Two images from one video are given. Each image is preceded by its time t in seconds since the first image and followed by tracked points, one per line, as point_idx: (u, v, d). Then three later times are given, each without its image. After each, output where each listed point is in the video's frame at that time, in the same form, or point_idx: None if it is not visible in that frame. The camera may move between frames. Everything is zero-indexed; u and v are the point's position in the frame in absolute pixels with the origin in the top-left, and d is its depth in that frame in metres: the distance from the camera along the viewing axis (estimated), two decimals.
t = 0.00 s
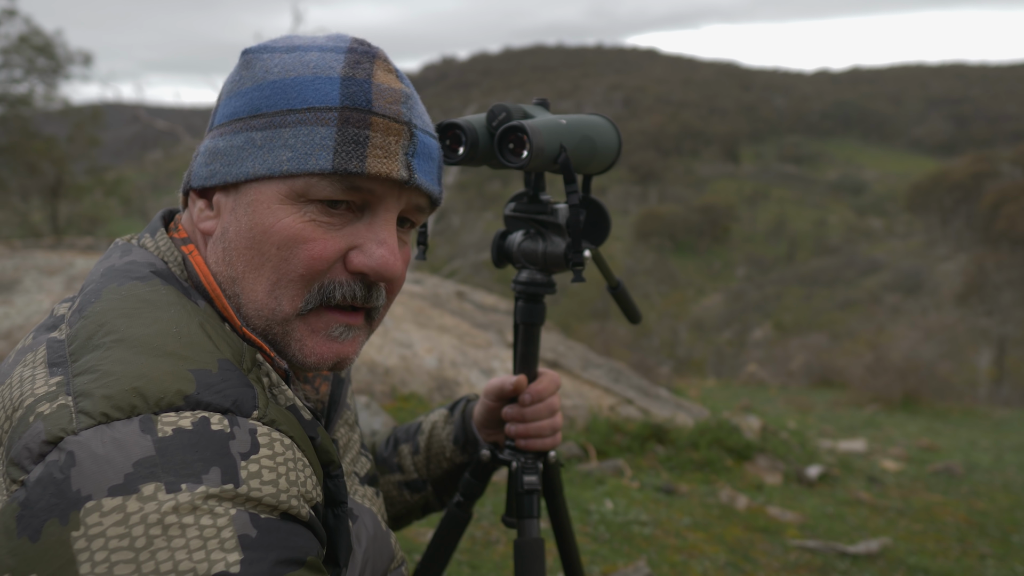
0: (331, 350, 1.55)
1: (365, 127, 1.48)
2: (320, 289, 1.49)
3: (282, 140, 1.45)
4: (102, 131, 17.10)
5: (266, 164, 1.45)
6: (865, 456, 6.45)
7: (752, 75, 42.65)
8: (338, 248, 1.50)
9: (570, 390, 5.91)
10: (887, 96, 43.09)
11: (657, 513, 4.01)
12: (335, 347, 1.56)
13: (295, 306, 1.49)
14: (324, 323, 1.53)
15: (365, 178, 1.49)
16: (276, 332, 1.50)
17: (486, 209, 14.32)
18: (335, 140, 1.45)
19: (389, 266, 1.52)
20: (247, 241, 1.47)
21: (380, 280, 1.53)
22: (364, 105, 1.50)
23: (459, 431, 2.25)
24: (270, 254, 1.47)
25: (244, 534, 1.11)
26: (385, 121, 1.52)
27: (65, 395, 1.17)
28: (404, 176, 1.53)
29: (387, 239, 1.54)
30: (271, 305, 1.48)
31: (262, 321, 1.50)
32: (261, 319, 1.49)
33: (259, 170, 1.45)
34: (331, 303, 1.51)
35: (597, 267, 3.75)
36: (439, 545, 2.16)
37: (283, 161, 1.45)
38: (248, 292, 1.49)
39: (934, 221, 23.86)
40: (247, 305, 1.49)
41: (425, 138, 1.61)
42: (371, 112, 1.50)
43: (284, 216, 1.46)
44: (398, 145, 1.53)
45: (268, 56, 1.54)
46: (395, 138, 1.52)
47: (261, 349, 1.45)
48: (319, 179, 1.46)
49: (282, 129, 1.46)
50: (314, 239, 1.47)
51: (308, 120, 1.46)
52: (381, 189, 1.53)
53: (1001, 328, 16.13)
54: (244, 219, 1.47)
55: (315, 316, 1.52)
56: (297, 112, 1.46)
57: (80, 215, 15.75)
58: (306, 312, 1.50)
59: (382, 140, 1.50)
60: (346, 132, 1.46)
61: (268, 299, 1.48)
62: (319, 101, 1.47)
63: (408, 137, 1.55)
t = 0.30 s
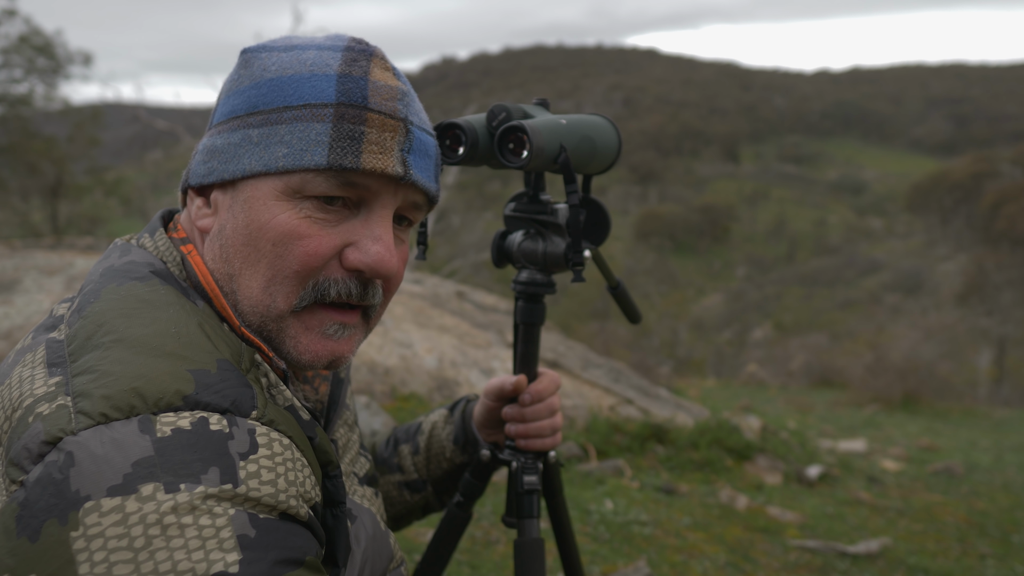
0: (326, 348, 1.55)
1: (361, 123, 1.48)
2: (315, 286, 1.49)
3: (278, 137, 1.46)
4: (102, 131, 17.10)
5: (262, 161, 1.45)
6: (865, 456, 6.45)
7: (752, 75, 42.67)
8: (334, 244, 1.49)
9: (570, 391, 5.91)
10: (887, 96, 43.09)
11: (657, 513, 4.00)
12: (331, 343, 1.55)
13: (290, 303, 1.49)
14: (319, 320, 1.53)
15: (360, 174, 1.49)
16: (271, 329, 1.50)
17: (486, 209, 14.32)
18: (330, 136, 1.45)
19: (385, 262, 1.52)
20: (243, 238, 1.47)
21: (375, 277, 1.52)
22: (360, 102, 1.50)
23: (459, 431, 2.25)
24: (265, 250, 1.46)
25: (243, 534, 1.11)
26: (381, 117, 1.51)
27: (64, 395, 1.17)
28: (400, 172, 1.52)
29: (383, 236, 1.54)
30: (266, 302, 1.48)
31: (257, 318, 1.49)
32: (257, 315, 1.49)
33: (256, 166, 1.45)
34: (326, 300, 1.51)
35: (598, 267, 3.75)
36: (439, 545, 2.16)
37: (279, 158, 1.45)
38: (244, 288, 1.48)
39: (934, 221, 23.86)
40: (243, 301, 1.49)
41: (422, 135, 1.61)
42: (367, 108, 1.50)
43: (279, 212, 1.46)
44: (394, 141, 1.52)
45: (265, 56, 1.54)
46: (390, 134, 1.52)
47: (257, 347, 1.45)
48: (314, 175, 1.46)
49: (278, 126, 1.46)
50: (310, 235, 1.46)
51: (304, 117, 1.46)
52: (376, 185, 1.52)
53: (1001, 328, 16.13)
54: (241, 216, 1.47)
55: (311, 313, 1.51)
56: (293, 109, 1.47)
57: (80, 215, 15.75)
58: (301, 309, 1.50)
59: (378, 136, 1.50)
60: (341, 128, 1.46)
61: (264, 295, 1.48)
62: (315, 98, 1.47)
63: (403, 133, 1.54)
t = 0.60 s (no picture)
0: (326, 346, 1.54)
1: (358, 120, 1.48)
2: (314, 283, 1.48)
3: (276, 135, 1.46)
4: (102, 131, 17.10)
5: (261, 158, 1.46)
6: (865, 456, 6.45)
7: (752, 75, 42.70)
8: (333, 241, 1.49)
9: (570, 390, 5.91)
10: (887, 96, 43.13)
11: (657, 513, 4.00)
12: (330, 342, 1.55)
13: (289, 300, 1.48)
14: (319, 318, 1.53)
15: (358, 171, 1.49)
16: (270, 327, 1.50)
17: (486, 209, 14.32)
18: (328, 132, 1.46)
19: (383, 259, 1.51)
20: (242, 235, 1.47)
21: (374, 273, 1.52)
22: (357, 99, 1.50)
23: (459, 432, 2.25)
24: (263, 248, 1.46)
25: (243, 533, 1.11)
26: (378, 114, 1.52)
27: (65, 395, 1.17)
28: (397, 169, 1.52)
29: (382, 233, 1.53)
30: (265, 299, 1.47)
31: (256, 315, 1.49)
32: (256, 313, 1.48)
33: (255, 164, 1.46)
34: (325, 298, 1.50)
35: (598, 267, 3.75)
36: (438, 546, 2.16)
37: (277, 155, 1.45)
38: (243, 286, 1.48)
39: (934, 221, 23.87)
40: (243, 299, 1.49)
41: (419, 132, 1.61)
42: (365, 105, 1.51)
43: (277, 208, 1.46)
44: (392, 138, 1.52)
45: (264, 55, 1.55)
46: (388, 130, 1.52)
47: (255, 345, 1.44)
48: (312, 172, 1.46)
49: (276, 123, 1.46)
50: (308, 232, 1.46)
51: (301, 114, 1.47)
52: (374, 181, 1.52)
53: (1001, 328, 16.14)
54: (239, 214, 1.48)
55: (310, 311, 1.51)
56: (291, 106, 1.47)
57: (80, 215, 15.75)
58: (301, 307, 1.49)
59: (375, 133, 1.50)
60: (339, 125, 1.46)
61: (263, 293, 1.47)
62: (313, 96, 1.48)
63: (401, 130, 1.54)
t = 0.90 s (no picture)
0: (321, 345, 1.53)
1: (350, 114, 1.48)
2: (308, 280, 1.48)
3: (270, 131, 1.46)
4: (102, 131, 17.11)
5: (254, 155, 1.46)
6: (865, 456, 6.45)
7: (752, 75, 42.70)
8: (327, 237, 1.48)
9: (570, 390, 5.91)
10: (887, 95, 43.12)
11: (657, 513, 4.00)
12: (326, 340, 1.53)
13: (284, 297, 1.48)
14: (314, 316, 1.52)
15: (350, 164, 1.48)
16: (265, 324, 1.49)
17: (486, 209, 14.33)
18: (320, 127, 1.46)
19: (377, 253, 1.50)
20: (237, 232, 1.47)
21: (369, 269, 1.51)
22: (350, 93, 1.50)
23: (459, 432, 2.25)
24: (258, 244, 1.46)
25: (243, 534, 1.11)
26: (370, 109, 1.51)
27: (65, 395, 1.17)
28: (390, 162, 1.51)
29: (376, 228, 1.52)
30: (261, 296, 1.47)
31: (252, 313, 1.49)
32: (251, 311, 1.48)
33: (248, 161, 1.46)
34: (320, 294, 1.50)
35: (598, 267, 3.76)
36: (439, 546, 2.16)
37: (270, 150, 1.45)
38: (239, 284, 1.48)
39: (934, 221, 23.86)
40: (238, 297, 1.48)
41: (413, 126, 1.60)
42: (357, 99, 1.50)
43: (272, 205, 1.46)
44: (384, 132, 1.52)
45: (259, 54, 1.56)
46: (380, 124, 1.51)
47: (253, 342, 1.43)
48: (306, 166, 1.46)
49: (270, 120, 1.47)
50: (302, 228, 1.46)
51: (294, 110, 1.47)
52: (367, 175, 1.51)
53: (1001, 328, 16.14)
54: (234, 211, 1.48)
55: (305, 308, 1.50)
56: (284, 103, 1.48)
57: (80, 215, 15.72)
58: (296, 304, 1.49)
59: (368, 126, 1.49)
60: (330, 119, 1.46)
61: (259, 291, 1.47)
62: (306, 91, 1.49)
63: (394, 124, 1.54)
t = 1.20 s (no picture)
0: (312, 341, 1.52)
1: (339, 110, 1.48)
2: (297, 276, 1.48)
3: (260, 128, 1.47)
4: (102, 131, 17.10)
5: (245, 152, 1.47)
6: (865, 456, 6.45)
7: (752, 75, 42.71)
8: (315, 233, 1.48)
9: (570, 390, 5.91)
10: (887, 96, 43.12)
11: (657, 513, 4.00)
12: (317, 338, 1.53)
13: (274, 294, 1.48)
14: (304, 312, 1.51)
15: (338, 161, 1.48)
16: (255, 321, 1.49)
17: (486, 209, 14.32)
18: (309, 124, 1.46)
19: (367, 251, 1.50)
20: (228, 229, 1.48)
21: (358, 266, 1.51)
22: (339, 90, 1.50)
23: (459, 431, 2.25)
24: (247, 242, 1.47)
25: (241, 533, 1.11)
26: (360, 105, 1.51)
27: (63, 396, 1.17)
28: (378, 158, 1.50)
29: (366, 225, 1.52)
30: (250, 293, 1.48)
31: (242, 310, 1.49)
32: (241, 308, 1.49)
33: (239, 158, 1.47)
34: (309, 290, 1.49)
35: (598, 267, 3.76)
36: (439, 546, 2.16)
37: (259, 148, 1.46)
38: (229, 281, 1.49)
39: (934, 221, 23.86)
40: (228, 294, 1.49)
41: (405, 123, 1.59)
42: (346, 96, 1.50)
43: (261, 202, 1.47)
44: (373, 128, 1.51)
45: (256, 53, 1.57)
46: (369, 120, 1.51)
47: (245, 339, 1.43)
48: (294, 163, 1.46)
49: (261, 117, 1.48)
50: (290, 224, 1.46)
51: (284, 107, 1.47)
52: (356, 172, 1.51)
53: (1001, 328, 16.13)
54: (225, 208, 1.49)
55: (294, 304, 1.50)
56: (275, 100, 1.48)
57: (80, 215, 15.71)
58: (284, 300, 1.49)
59: (356, 123, 1.49)
60: (319, 116, 1.46)
61: (247, 288, 1.47)
62: (296, 88, 1.49)
63: (384, 121, 1.53)
